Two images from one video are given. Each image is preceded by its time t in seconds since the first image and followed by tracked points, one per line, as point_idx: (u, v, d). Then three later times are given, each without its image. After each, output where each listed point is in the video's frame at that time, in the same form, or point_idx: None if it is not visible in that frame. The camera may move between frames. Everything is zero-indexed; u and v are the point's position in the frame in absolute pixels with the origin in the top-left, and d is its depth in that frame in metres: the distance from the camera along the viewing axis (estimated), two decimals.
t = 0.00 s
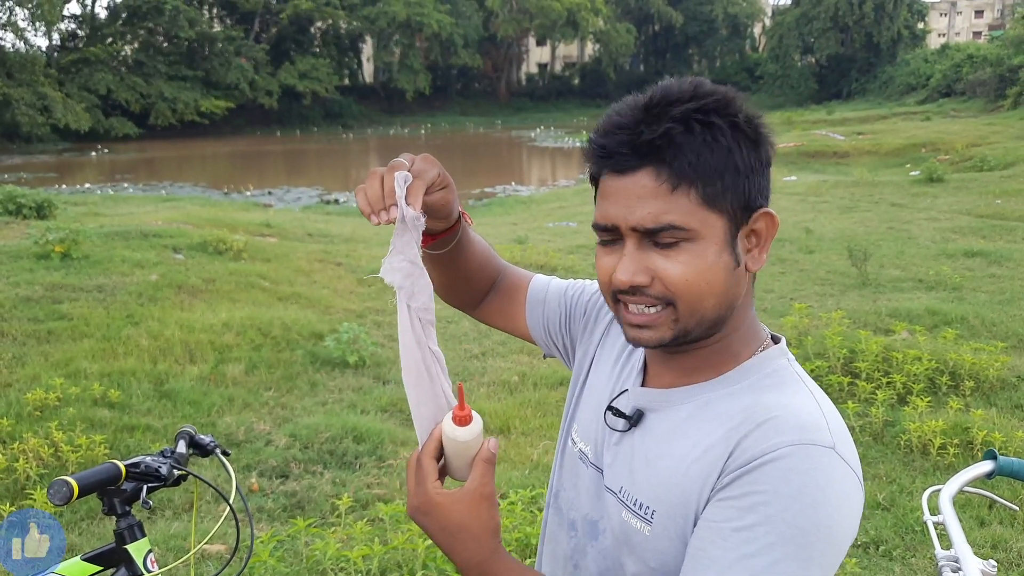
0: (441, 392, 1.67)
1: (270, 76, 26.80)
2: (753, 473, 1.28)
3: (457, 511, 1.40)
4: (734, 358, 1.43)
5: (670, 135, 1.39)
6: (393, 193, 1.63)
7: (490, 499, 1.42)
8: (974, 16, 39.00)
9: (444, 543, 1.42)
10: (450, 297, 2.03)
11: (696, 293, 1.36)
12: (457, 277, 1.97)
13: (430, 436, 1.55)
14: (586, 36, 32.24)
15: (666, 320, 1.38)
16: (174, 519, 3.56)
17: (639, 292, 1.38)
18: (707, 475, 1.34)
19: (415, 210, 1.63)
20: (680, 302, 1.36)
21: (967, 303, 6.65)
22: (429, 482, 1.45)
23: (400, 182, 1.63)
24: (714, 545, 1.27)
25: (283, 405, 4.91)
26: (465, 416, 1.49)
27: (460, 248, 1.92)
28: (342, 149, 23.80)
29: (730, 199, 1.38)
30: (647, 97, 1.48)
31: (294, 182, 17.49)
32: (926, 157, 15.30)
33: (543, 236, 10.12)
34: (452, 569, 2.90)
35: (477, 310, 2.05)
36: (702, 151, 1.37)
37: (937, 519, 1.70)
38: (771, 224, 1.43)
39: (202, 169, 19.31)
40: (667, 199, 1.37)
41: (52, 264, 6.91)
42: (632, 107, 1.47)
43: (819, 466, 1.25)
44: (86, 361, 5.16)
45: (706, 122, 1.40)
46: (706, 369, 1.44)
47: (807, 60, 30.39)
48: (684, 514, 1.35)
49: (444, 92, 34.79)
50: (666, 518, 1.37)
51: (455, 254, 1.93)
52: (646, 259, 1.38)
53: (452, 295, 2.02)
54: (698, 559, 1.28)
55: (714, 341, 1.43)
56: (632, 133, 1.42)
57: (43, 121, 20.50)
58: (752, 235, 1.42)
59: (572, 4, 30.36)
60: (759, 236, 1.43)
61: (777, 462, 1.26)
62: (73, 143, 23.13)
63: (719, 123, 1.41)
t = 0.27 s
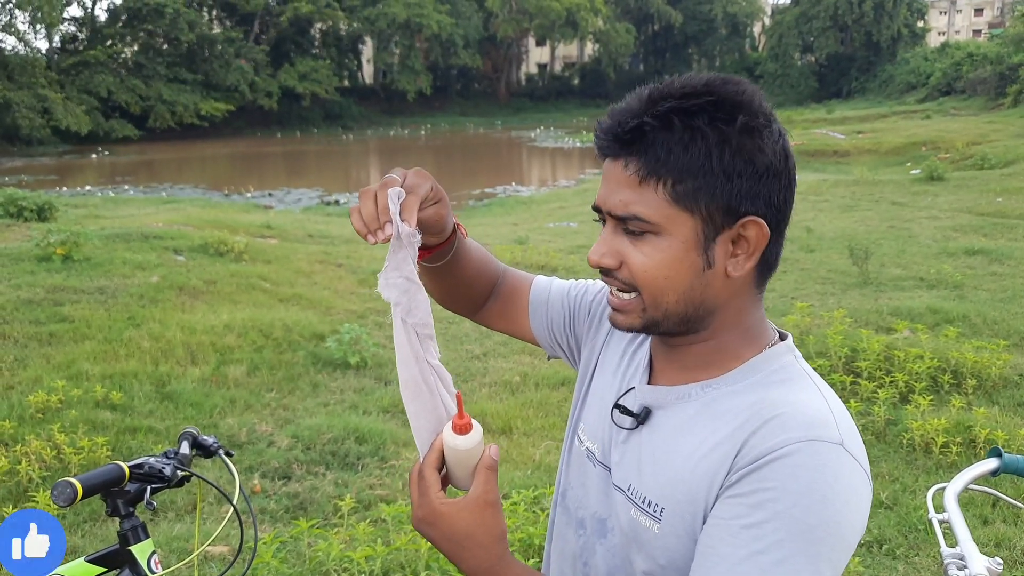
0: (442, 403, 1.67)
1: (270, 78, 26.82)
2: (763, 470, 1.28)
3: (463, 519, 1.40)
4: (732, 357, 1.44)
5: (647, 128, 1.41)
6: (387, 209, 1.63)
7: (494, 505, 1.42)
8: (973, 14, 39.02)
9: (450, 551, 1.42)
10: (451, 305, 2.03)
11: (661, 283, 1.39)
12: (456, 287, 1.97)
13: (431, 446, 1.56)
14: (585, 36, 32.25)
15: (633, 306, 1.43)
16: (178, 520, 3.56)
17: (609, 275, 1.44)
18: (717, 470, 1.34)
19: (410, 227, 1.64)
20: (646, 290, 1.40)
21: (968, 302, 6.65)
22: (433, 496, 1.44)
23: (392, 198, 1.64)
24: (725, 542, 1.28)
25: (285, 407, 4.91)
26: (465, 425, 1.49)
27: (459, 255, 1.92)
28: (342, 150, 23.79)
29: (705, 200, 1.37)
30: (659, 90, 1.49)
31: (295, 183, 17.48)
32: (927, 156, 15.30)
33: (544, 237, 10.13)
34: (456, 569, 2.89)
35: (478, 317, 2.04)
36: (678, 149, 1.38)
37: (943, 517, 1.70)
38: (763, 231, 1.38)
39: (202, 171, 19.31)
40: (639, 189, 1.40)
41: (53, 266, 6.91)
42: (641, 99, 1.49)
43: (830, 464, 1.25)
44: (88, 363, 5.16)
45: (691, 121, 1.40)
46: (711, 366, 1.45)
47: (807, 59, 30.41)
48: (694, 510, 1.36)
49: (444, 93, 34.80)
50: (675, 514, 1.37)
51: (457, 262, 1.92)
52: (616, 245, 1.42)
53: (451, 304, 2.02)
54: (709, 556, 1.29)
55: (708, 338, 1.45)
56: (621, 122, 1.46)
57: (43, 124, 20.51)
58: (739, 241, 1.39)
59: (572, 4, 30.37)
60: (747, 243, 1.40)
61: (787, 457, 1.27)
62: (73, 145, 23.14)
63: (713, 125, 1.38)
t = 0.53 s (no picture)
0: (472, 379, 1.68)
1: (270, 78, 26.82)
2: (775, 460, 1.28)
3: (487, 500, 1.40)
4: (751, 345, 1.45)
5: (701, 125, 1.40)
6: (423, 179, 1.62)
7: (520, 487, 1.42)
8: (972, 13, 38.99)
9: (472, 530, 1.42)
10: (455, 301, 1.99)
11: (734, 278, 1.38)
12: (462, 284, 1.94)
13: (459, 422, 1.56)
14: (585, 35, 32.24)
15: (700, 304, 1.39)
16: (177, 520, 3.55)
17: (678, 280, 1.39)
18: (728, 464, 1.34)
19: (445, 197, 1.62)
20: (719, 287, 1.38)
21: (968, 300, 6.64)
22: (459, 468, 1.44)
23: (430, 167, 1.61)
24: (739, 534, 1.27)
25: (285, 407, 4.91)
26: (495, 403, 1.50)
27: (473, 250, 1.89)
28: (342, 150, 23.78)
29: (759, 187, 1.42)
30: (666, 89, 1.48)
31: (294, 183, 17.47)
32: (926, 155, 15.29)
33: (545, 236, 10.12)
34: (456, 569, 2.89)
35: (479, 314, 2.02)
36: (734, 141, 1.40)
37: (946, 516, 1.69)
38: (787, 211, 1.47)
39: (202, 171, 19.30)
40: (706, 185, 1.38)
41: (52, 267, 6.90)
42: (656, 94, 1.47)
43: (839, 453, 1.25)
44: (87, 363, 5.16)
45: (731, 114, 1.43)
46: (718, 361, 1.45)
47: (806, 58, 30.41)
48: (705, 505, 1.35)
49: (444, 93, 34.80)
50: (687, 509, 1.36)
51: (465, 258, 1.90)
52: (684, 246, 1.39)
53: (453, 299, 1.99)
54: (723, 548, 1.28)
55: (724, 335, 1.44)
56: (665, 123, 1.42)
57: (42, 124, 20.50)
58: (770, 223, 1.46)
59: (571, 3, 30.35)
60: (776, 222, 1.47)
61: (798, 447, 1.27)
62: (72, 145, 23.13)
63: (742, 115, 1.44)
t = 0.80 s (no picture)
0: (500, 376, 1.66)
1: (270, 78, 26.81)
2: (789, 453, 1.28)
3: (517, 500, 1.40)
4: (748, 343, 1.45)
5: (691, 140, 1.39)
6: (472, 166, 1.55)
7: (550, 487, 1.42)
8: (973, 13, 38.97)
9: (500, 533, 1.41)
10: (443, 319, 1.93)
11: (736, 287, 1.39)
12: (458, 297, 1.88)
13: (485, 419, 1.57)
14: (585, 35, 32.23)
15: (704, 318, 1.40)
16: (178, 521, 3.55)
17: (682, 297, 1.39)
18: (741, 462, 1.33)
19: (495, 186, 1.55)
20: (722, 297, 1.39)
21: (969, 300, 6.63)
22: (488, 468, 1.44)
23: (480, 154, 1.54)
24: (760, 529, 1.27)
25: (285, 407, 4.90)
26: (524, 401, 1.51)
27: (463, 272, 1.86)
28: (342, 150, 23.77)
29: (748, 188, 1.43)
30: (641, 102, 1.47)
31: (294, 184, 17.46)
32: (927, 155, 15.28)
33: (545, 236, 10.12)
34: (457, 569, 2.89)
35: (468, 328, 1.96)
36: (721, 150, 1.40)
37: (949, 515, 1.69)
38: (772, 208, 1.49)
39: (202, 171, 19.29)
40: (701, 200, 1.39)
41: (52, 267, 6.90)
42: (637, 110, 1.46)
43: (852, 440, 1.25)
44: (87, 363, 5.16)
45: (715, 121, 1.43)
46: (719, 359, 1.44)
47: (807, 58, 30.40)
48: (720, 503, 1.34)
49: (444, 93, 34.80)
50: (702, 508, 1.36)
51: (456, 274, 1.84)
52: (686, 262, 1.39)
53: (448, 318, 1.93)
54: (748, 540, 1.28)
55: (723, 339, 1.43)
56: (651, 142, 1.41)
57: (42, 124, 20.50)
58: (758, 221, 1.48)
59: (572, 3, 30.35)
60: (762, 220, 1.48)
61: (810, 440, 1.26)
62: (72, 145, 23.11)
63: (722, 121, 1.45)
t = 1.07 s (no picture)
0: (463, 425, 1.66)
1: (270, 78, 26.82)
2: (787, 448, 1.29)
3: (497, 545, 1.43)
4: (742, 341, 1.46)
5: (698, 123, 1.41)
6: (408, 229, 1.64)
7: (525, 525, 1.46)
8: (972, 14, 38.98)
9: None
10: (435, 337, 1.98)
11: (730, 274, 1.40)
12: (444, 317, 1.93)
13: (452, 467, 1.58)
14: (585, 36, 32.23)
15: (695, 303, 1.40)
16: (178, 522, 3.55)
17: (677, 278, 1.39)
18: (739, 460, 1.34)
19: (432, 246, 1.65)
20: (716, 281, 1.39)
21: (969, 302, 6.63)
22: (463, 522, 1.47)
23: (413, 218, 1.64)
24: (759, 528, 1.28)
25: (285, 408, 4.90)
26: (484, 447, 1.50)
27: (449, 292, 1.90)
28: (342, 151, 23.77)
29: (748, 181, 1.44)
30: (654, 89, 1.49)
31: (294, 184, 17.47)
32: (927, 156, 15.28)
33: (545, 237, 10.12)
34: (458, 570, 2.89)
35: (460, 346, 2.01)
36: (726, 137, 1.41)
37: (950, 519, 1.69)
38: (773, 208, 1.49)
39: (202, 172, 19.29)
40: (700, 184, 1.39)
41: (53, 267, 6.90)
42: (647, 96, 1.48)
43: (848, 436, 1.27)
44: (88, 364, 5.15)
45: (723, 111, 1.45)
46: (715, 357, 1.46)
47: (807, 59, 30.39)
48: (719, 500, 1.35)
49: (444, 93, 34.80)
50: (702, 507, 1.36)
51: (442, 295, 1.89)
52: (682, 243, 1.40)
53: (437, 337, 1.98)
54: (748, 540, 1.29)
55: (717, 331, 1.45)
56: (657, 122, 1.43)
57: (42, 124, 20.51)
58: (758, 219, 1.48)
59: (572, 4, 30.35)
60: (762, 218, 1.49)
61: (809, 434, 1.27)
62: (73, 146, 23.12)
63: (730, 112, 1.46)
